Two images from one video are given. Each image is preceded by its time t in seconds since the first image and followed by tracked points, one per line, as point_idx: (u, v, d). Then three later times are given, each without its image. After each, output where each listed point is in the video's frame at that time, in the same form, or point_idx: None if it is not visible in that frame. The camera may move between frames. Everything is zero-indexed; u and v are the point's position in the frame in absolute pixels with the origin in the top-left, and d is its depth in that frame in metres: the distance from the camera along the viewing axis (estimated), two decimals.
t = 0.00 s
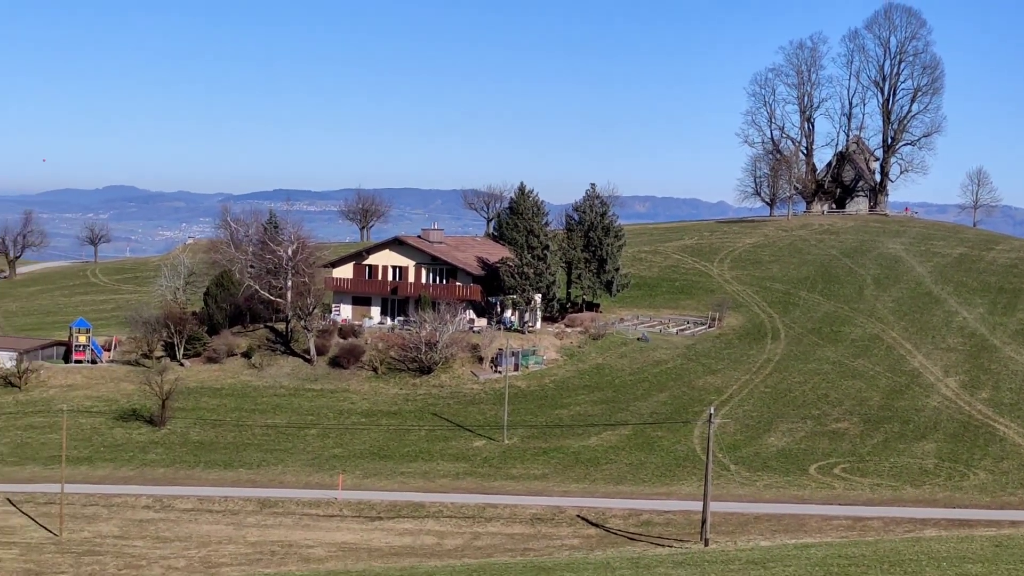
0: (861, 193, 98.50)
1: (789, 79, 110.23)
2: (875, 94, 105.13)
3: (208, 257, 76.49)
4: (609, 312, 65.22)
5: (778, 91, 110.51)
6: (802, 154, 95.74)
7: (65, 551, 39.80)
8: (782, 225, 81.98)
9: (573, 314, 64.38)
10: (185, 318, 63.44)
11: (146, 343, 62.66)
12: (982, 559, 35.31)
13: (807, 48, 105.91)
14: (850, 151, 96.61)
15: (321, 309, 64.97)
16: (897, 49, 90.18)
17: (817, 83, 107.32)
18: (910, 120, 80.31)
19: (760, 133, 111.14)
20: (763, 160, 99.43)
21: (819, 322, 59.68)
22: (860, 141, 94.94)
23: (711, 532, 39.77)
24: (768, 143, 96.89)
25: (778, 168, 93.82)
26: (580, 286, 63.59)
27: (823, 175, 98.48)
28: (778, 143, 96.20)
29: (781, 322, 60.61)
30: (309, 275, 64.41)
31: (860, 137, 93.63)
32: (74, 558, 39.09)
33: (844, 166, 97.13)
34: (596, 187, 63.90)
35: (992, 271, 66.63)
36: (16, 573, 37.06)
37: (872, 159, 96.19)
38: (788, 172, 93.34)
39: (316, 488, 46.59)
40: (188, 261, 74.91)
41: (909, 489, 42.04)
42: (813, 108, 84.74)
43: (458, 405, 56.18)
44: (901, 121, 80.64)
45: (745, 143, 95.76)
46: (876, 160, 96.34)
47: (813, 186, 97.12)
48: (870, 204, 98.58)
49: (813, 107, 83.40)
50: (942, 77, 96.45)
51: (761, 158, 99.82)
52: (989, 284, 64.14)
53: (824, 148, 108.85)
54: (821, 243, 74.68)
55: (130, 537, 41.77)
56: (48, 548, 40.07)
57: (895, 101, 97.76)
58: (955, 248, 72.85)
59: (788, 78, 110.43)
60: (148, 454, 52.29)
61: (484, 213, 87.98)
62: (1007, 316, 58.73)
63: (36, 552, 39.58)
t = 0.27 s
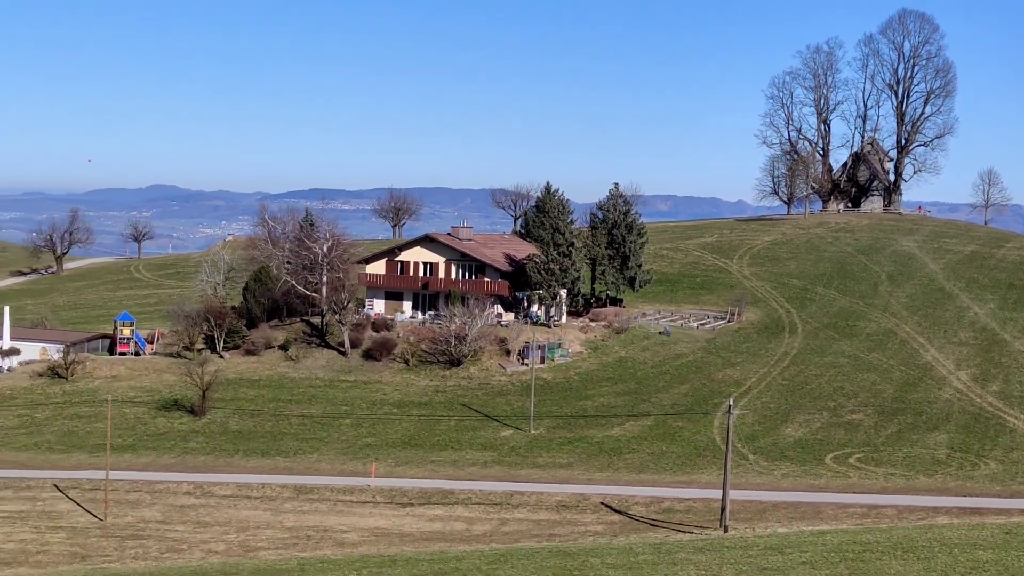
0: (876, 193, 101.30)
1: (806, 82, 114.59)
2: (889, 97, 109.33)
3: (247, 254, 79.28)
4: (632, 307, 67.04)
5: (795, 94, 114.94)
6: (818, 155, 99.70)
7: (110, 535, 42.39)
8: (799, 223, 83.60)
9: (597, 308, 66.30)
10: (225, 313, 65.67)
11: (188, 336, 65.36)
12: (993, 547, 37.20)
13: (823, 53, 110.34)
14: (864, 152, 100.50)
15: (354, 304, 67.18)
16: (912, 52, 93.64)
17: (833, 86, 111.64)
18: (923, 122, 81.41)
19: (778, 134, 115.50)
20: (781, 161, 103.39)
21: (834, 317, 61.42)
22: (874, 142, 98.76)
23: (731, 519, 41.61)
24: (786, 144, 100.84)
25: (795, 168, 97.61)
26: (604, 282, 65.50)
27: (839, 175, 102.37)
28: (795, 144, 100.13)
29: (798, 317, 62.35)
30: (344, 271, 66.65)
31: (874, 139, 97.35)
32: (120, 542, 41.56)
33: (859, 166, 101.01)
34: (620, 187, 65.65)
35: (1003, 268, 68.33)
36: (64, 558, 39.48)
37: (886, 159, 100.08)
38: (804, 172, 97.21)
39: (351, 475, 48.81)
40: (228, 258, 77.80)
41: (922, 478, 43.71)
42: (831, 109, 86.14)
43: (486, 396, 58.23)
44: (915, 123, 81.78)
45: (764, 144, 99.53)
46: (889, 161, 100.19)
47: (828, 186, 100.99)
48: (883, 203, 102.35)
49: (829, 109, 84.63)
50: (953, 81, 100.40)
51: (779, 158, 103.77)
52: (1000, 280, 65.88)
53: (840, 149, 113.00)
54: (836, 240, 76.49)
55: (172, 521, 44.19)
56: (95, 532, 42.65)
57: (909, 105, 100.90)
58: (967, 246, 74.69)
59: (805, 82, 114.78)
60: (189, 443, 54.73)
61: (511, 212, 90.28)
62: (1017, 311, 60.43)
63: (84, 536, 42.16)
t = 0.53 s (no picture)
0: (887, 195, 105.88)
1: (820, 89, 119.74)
2: (900, 103, 114.35)
3: (285, 252, 82.65)
4: (653, 303, 69.38)
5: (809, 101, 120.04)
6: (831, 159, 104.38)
7: (156, 519, 45.39)
8: (813, 224, 86.50)
9: (619, 305, 68.69)
10: (264, 309, 69.30)
11: (230, 331, 68.58)
12: (998, 533, 39.38)
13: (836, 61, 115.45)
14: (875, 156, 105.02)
15: (389, 300, 70.31)
16: (921, 60, 98.59)
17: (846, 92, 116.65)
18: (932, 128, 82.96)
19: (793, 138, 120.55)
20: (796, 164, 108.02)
21: (846, 314, 63.82)
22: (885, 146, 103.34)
23: (748, 507, 43.92)
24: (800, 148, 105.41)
25: (810, 171, 102.13)
26: (625, 280, 67.85)
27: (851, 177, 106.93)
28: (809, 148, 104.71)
29: (812, 313, 64.70)
30: (377, 269, 69.90)
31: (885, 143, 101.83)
32: (166, 527, 44.53)
33: (870, 169, 105.59)
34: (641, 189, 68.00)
35: (1010, 267, 70.93)
36: (113, 542, 42.47)
37: (896, 163, 104.74)
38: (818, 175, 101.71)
39: (385, 463, 51.54)
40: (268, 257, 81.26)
41: (931, 468, 45.82)
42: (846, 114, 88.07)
43: (514, 388, 60.80)
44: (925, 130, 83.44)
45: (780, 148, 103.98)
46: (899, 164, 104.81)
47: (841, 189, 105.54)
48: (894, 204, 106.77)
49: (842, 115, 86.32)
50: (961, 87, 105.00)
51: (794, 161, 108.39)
52: (1007, 279, 68.50)
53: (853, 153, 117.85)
54: (848, 241, 79.22)
55: (215, 507, 47.14)
56: (141, 517, 45.71)
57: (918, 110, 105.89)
58: (974, 246, 77.54)
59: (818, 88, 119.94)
60: (231, 432, 57.68)
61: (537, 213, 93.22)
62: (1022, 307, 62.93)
63: (132, 520, 45.21)
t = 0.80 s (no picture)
0: (896, 198, 110.71)
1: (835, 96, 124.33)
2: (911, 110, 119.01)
3: (319, 253, 85.71)
4: (672, 303, 71.42)
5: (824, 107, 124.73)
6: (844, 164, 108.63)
7: (195, 509, 47.99)
8: (826, 226, 89.01)
9: (640, 304, 70.83)
10: (299, 306, 72.13)
11: (265, 329, 71.38)
12: (1005, 524, 41.12)
13: (849, 70, 120.15)
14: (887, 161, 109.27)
15: (418, 299, 72.89)
16: (933, 70, 103.62)
17: (859, 99, 121.22)
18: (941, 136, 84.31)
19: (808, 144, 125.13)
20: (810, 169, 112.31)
21: (858, 313, 66.03)
22: (896, 152, 107.63)
23: (763, 499, 45.94)
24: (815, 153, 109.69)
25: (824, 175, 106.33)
26: (646, 280, 69.94)
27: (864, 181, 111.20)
28: (823, 154, 108.98)
29: (826, 312, 66.88)
30: (406, 269, 72.53)
31: (897, 149, 106.01)
32: (204, 516, 47.11)
33: (882, 173, 109.80)
34: (660, 193, 70.09)
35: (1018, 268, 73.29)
36: (154, 530, 45.08)
37: (907, 167, 108.98)
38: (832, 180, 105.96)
39: (414, 456, 53.92)
40: (303, 257, 84.39)
41: (940, 462, 47.65)
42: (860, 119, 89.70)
43: (538, 384, 63.06)
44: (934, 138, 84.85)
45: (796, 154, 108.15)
46: (910, 168, 109.05)
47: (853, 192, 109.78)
48: (905, 207, 110.87)
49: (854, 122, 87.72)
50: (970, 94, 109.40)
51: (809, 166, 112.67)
52: (1015, 279, 70.79)
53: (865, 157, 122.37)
54: (859, 242, 82.05)
55: (251, 497, 49.74)
56: (181, 506, 48.38)
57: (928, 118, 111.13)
58: (982, 248, 80.20)
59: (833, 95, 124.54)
60: (267, 425, 60.31)
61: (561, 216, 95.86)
62: None
63: (172, 510, 47.86)
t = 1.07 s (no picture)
0: (901, 200, 115.07)
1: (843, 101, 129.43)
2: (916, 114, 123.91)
3: (347, 251, 89.04)
4: (686, 300, 73.97)
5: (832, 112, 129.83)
6: (852, 166, 113.42)
7: (229, 497, 50.74)
8: (834, 227, 93.16)
9: (655, 301, 73.25)
10: (328, 304, 75.20)
11: (296, 324, 74.47)
12: (1005, 514, 43.02)
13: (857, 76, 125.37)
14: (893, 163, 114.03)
15: (441, 297, 75.56)
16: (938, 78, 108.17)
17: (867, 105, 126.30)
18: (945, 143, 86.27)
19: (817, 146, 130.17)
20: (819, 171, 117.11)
21: (865, 310, 68.96)
22: (902, 155, 112.43)
23: (773, 488, 48.13)
24: (823, 156, 114.28)
25: (833, 178, 111.06)
26: (660, 278, 72.36)
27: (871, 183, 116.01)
28: (832, 157, 113.57)
29: (833, 309, 69.86)
30: (431, 267, 75.39)
31: (902, 152, 110.74)
32: (237, 504, 49.89)
33: (888, 176, 114.66)
34: (675, 194, 72.23)
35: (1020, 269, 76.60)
36: (189, 517, 47.83)
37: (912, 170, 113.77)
38: (840, 182, 110.68)
39: (438, 446, 56.50)
40: (331, 255, 87.77)
41: (944, 453, 49.67)
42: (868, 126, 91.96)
43: (556, 377, 65.49)
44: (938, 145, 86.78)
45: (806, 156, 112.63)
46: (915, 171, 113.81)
47: (861, 194, 114.55)
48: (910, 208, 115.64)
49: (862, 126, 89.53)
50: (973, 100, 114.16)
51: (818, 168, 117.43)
52: (1016, 280, 74.06)
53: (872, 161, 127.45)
54: (866, 241, 85.99)
55: (282, 485, 52.51)
56: (214, 494, 51.18)
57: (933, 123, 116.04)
58: (985, 249, 83.79)
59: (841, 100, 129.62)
60: (297, 417, 63.07)
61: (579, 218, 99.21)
62: None
63: (206, 497, 50.67)
